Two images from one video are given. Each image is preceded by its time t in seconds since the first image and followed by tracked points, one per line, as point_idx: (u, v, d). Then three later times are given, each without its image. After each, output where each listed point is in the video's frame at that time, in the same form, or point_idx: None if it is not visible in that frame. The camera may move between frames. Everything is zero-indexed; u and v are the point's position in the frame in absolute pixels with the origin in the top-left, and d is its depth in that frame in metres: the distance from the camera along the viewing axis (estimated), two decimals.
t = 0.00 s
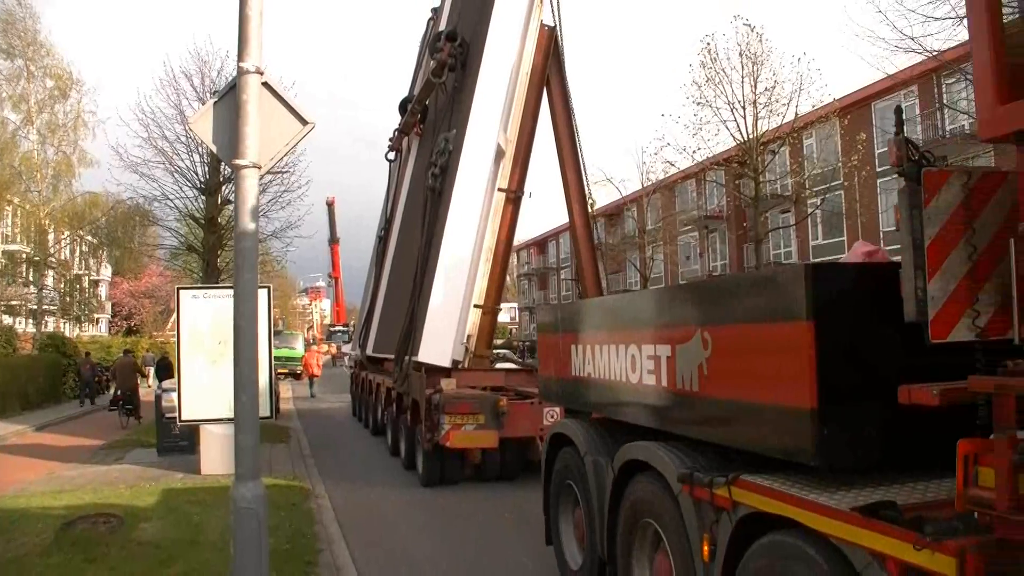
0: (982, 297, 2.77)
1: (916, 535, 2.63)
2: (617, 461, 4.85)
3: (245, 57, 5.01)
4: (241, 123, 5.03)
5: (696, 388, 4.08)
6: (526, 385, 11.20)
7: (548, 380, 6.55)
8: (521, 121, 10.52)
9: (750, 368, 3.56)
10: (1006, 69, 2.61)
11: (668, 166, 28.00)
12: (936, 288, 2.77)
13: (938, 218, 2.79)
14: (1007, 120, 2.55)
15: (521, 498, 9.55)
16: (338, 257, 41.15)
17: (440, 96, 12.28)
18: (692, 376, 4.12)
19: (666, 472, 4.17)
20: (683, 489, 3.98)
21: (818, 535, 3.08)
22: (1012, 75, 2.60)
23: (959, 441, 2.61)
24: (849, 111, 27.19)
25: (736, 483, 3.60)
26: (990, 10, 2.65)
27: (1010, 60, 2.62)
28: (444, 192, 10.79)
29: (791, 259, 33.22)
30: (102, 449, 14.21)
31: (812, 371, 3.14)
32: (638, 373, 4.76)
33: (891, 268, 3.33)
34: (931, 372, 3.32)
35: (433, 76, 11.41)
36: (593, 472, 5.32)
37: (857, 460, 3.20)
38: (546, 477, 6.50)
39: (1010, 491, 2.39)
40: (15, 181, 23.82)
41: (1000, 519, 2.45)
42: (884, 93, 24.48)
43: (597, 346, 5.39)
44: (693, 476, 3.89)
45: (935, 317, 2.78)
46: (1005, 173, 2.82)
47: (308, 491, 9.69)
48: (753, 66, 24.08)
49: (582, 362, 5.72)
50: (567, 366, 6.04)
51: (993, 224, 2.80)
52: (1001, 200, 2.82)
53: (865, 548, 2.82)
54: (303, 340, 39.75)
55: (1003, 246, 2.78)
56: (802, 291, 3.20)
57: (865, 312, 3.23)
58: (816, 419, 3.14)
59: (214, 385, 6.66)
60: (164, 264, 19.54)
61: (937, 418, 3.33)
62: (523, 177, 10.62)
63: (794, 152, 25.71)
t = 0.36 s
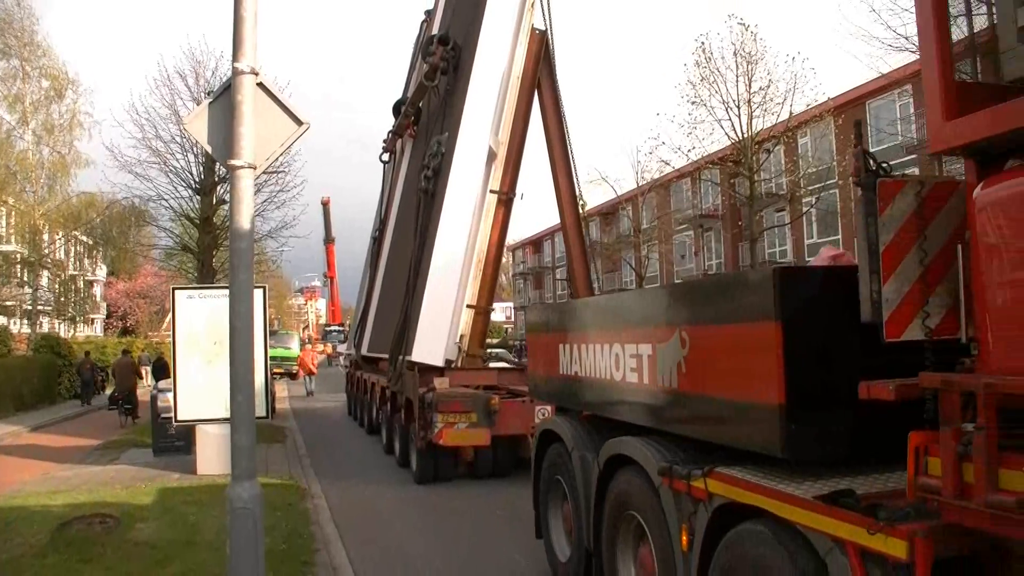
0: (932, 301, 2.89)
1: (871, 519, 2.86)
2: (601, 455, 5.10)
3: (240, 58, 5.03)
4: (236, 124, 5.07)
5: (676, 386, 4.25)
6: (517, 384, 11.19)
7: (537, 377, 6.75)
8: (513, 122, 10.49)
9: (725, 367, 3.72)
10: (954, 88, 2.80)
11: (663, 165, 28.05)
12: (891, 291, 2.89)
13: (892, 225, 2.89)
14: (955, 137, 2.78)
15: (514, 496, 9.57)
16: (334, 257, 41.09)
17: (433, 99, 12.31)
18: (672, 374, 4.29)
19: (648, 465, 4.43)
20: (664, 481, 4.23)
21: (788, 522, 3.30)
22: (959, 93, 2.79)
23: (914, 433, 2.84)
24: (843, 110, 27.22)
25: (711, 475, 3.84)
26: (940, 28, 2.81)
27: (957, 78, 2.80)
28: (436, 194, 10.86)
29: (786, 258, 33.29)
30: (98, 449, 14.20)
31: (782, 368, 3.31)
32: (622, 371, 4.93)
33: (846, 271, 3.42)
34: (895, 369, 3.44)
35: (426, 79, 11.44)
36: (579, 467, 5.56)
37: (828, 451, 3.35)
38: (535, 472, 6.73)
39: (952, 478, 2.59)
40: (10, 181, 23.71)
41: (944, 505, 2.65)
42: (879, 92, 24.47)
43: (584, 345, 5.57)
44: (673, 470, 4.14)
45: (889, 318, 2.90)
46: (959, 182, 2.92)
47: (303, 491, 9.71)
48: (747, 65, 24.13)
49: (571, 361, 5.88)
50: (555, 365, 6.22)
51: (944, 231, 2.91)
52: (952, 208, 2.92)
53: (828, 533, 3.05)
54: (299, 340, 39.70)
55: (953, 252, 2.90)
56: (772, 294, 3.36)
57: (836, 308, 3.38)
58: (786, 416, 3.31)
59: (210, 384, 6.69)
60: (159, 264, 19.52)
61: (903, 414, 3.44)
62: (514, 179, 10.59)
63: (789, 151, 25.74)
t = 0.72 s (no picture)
0: (890, 304, 3.10)
1: (831, 509, 3.02)
2: (584, 450, 5.33)
3: (239, 55, 5.02)
4: (234, 121, 5.05)
5: (656, 386, 4.43)
6: (510, 382, 11.20)
7: (527, 375, 6.98)
8: (506, 125, 10.52)
9: (700, 366, 3.91)
10: (910, 107, 2.96)
11: (660, 165, 28.07)
12: (851, 294, 3.08)
13: (853, 233, 3.09)
14: (912, 154, 2.94)
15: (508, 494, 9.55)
16: (330, 255, 41.00)
17: (428, 101, 12.34)
18: (650, 373, 4.49)
19: (628, 459, 4.63)
20: (643, 475, 4.44)
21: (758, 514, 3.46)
22: (914, 112, 2.95)
23: (871, 429, 2.97)
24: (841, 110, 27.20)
25: (687, 469, 4.04)
26: (897, 53, 3.00)
27: (914, 98, 2.96)
28: (431, 195, 10.92)
29: (783, 258, 33.33)
30: (92, 446, 14.16)
31: (751, 364, 3.50)
32: (605, 370, 5.13)
33: (816, 274, 3.64)
34: (855, 367, 3.65)
35: (421, 81, 11.45)
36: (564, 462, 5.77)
37: (798, 444, 3.57)
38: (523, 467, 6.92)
39: (904, 471, 2.73)
40: (7, 176, 23.59)
41: (898, 496, 2.76)
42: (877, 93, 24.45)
43: (571, 344, 5.78)
44: (652, 464, 4.34)
45: (850, 320, 3.08)
46: (914, 194, 3.13)
47: (299, 489, 9.70)
48: (745, 65, 24.15)
49: (559, 360, 6.06)
50: (544, 363, 6.43)
51: (901, 239, 3.11)
52: (910, 218, 3.13)
53: (791, 523, 3.20)
54: (295, 338, 39.61)
55: (910, 257, 3.10)
56: (742, 297, 3.56)
57: (796, 315, 3.56)
58: (752, 411, 3.52)
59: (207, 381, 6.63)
60: (155, 261, 19.48)
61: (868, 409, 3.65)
62: (507, 181, 10.62)
63: (786, 151, 25.76)
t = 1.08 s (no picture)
0: (849, 305, 3.31)
1: (792, 497, 3.25)
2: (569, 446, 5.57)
3: (230, 56, 5.04)
4: (225, 123, 5.07)
5: (639, 384, 4.58)
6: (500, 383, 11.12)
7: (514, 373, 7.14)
8: (495, 129, 10.56)
9: (676, 363, 4.11)
10: (865, 118, 3.21)
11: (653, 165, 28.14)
12: (811, 296, 3.28)
13: (813, 238, 3.29)
14: (866, 161, 3.17)
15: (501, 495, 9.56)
16: (323, 255, 40.90)
17: (417, 105, 12.37)
18: (628, 370, 4.70)
19: (610, 454, 4.85)
20: (624, 469, 4.65)
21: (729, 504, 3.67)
22: (870, 123, 3.20)
23: (830, 422, 3.14)
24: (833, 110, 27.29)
25: (664, 462, 4.26)
26: (853, 69, 3.25)
27: (869, 110, 3.22)
28: (421, 198, 10.99)
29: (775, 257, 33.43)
30: (85, 449, 14.12)
31: (720, 361, 3.71)
32: (587, 368, 5.34)
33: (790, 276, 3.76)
34: (821, 365, 3.83)
35: (410, 86, 11.44)
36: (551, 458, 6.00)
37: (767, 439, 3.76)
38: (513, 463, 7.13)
39: (859, 460, 2.92)
40: None
41: (852, 485, 2.96)
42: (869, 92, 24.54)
43: (555, 344, 5.99)
44: (632, 459, 4.56)
45: (810, 319, 3.28)
46: (873, 199, 3.33)
47: (293, 490, 9.71)
48: (737, 64, 24.21)
49: (545, 360, 6.23)
50: (530, 362, 6.63)
51: (859, 244, 3.32)
52: (869, 222, 3.33)
53: (759, 512, 3.42)
54: (288, 339, 39.48)
55: (867, 263, 3.32)
56: (714, 299, 3.75)
57: (765, 317, 3.75)
58: (723, 405, 3.71)
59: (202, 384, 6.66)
60: (148, 262, 19.42)
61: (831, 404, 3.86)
62: (496, 183, 10.61)
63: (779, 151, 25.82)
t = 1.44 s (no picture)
0: (817, 306, 3.36)
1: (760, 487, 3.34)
2: (556, 443, 5.74)
3: (224, 55, 5.05)
4: (219, 121, 5.07)
5: (631, 384, 4.60)
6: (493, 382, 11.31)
7: (506, 373, 7.33)
8: (485, 133, 10.61)
9: (656, 364, 4.27)
10: (830, 131, 3.21)
11: (649, 164, 28.21)
12: (781, 297, 3.37)
13: (781, 243, 3.39)
14: (833, 169, 3.15)
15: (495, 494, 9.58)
16: (319, 255, 40.92)
17: (409, 108, 12.38)
18: (613, 369, 4.88)
19: (595, 450, 5.00)
20: (608, 464, 4.80)
21: (704, 495, 3.77)
22: (835, 135, 3.19)
23: (796, 417, 3.22)
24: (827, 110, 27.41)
25: (644, 458, 4.40)
26: (818, 84, 3.24)
27: (835, 122, 3.20)
28: (412, 200, 10.98)
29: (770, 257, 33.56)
30: (80, 448, 14.08)
31: (697, 356, 3.86)
32: (574, 367, 5.53)
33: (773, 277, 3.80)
34: (790, 363, 3.93)
35: (402, 89, 11.46)
36: (540, 455, 6.15)
37: (745, 434, 3.92)
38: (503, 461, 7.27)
39: (822, 454, 2.99)
40: None
41: (818, 477, 3.03)
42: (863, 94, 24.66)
43: (544, 344, 6.15)
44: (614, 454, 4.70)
45: (780, 320, 3.35)
46: (838, 206, 3.39)
47: (287, 489, 9.69)
48: (732, 65, 24.27)
49: (534, 359, 6.41)
50: (521, 362, 6.78)
51: (827, 248, 3.38)
52: (836, 228, 3.39)
53: (730, 504, 3.52)
54: (283, 338, 39.49)
55: (831, 270, 3.35)
56: (690, 302, 3.91)
57: (740, 320, 3.91)
58: (700, 402, 3.87)
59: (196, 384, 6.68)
60: (143, 262, 19.38)
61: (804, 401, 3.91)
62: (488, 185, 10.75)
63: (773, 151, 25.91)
